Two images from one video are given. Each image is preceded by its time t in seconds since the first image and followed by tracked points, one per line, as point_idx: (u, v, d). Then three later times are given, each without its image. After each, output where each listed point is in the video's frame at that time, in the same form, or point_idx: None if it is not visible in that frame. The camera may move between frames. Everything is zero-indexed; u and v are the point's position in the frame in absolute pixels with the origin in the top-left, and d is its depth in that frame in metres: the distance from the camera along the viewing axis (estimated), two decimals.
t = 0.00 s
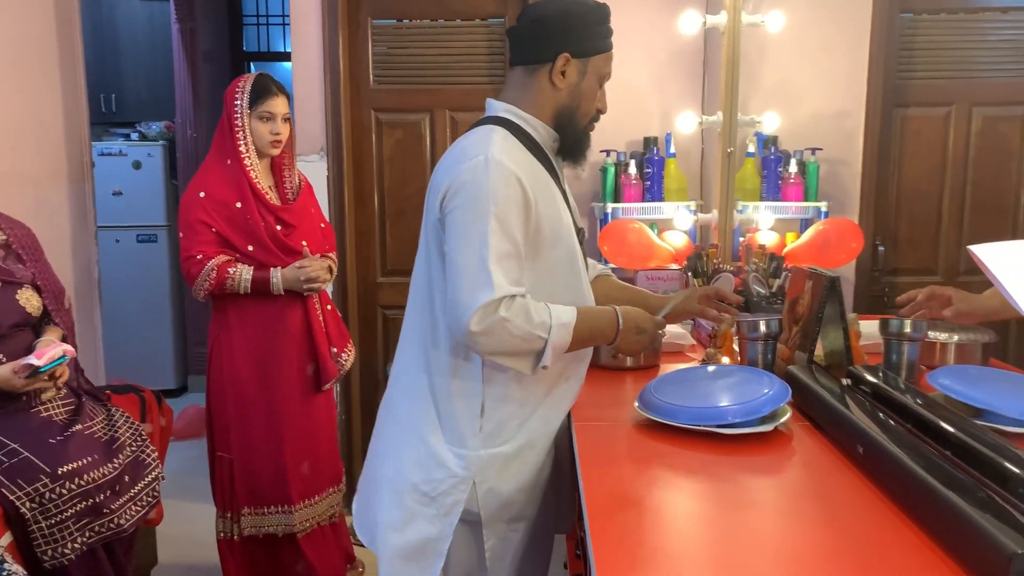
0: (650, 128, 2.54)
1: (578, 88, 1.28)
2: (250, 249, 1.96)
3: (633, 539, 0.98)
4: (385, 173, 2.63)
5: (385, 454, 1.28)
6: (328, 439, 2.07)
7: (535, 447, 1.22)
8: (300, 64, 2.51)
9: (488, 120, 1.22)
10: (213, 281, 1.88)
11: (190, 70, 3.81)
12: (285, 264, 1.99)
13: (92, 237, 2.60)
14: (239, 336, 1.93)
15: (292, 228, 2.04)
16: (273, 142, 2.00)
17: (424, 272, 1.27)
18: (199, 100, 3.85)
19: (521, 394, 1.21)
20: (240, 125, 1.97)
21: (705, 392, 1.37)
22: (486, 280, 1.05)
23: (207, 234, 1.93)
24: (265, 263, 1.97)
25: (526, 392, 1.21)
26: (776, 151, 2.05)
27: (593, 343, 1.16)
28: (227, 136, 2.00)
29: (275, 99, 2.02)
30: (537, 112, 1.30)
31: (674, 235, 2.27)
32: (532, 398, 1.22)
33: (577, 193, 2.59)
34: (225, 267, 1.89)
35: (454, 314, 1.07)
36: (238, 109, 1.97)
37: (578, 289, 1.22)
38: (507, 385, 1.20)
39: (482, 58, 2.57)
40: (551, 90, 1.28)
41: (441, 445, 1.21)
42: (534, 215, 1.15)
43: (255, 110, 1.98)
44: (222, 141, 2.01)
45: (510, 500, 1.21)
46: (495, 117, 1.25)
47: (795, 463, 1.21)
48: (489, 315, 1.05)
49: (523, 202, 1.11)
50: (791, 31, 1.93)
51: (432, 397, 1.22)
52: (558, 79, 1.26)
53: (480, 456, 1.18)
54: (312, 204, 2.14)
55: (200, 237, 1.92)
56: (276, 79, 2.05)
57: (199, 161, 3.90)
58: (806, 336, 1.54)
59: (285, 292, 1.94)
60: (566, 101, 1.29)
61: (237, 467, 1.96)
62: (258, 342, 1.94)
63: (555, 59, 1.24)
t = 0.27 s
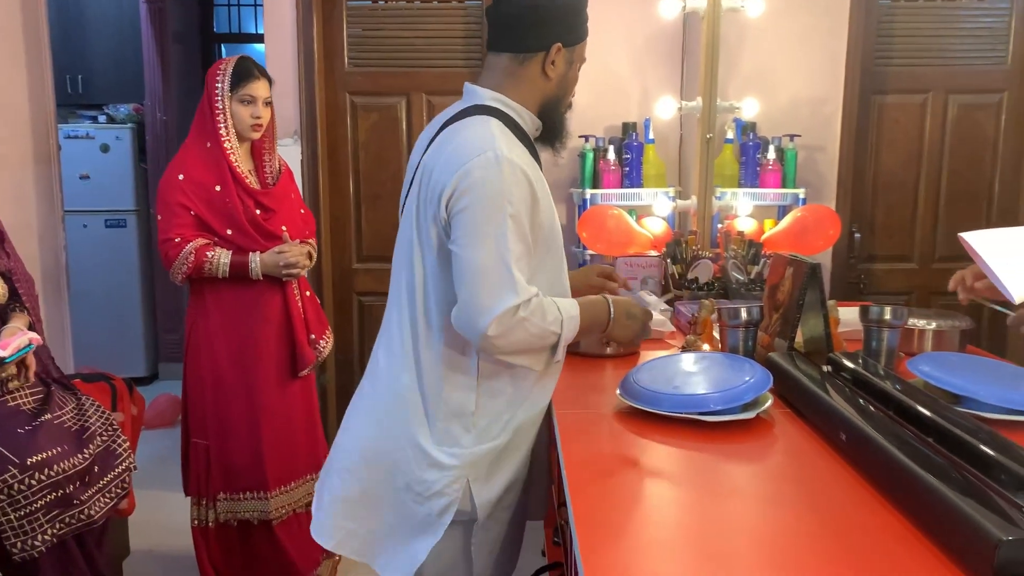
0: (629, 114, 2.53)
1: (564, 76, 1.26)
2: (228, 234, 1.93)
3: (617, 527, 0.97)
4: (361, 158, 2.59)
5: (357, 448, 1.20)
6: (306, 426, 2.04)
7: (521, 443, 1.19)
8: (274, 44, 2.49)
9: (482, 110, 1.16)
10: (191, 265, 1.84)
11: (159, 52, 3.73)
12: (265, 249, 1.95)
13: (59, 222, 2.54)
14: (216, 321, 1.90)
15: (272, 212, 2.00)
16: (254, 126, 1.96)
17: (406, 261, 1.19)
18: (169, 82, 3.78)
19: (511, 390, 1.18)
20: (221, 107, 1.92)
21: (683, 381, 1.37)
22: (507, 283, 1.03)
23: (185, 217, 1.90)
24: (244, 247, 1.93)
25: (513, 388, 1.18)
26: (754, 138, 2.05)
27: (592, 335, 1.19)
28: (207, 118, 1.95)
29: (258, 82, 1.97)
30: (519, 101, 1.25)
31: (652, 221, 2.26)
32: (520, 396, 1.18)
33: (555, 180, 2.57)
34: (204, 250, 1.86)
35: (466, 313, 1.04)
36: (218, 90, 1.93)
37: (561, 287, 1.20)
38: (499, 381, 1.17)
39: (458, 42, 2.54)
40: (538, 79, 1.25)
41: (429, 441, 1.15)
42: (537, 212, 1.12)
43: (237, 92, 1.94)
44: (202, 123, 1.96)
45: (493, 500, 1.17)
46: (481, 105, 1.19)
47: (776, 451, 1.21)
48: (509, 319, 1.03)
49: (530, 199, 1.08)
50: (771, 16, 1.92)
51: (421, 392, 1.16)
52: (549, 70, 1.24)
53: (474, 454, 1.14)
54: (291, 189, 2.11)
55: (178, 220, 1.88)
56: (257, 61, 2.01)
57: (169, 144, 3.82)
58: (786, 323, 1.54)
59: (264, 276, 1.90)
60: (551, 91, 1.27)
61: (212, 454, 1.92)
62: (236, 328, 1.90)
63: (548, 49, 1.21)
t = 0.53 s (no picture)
0: (617, 102, 2.52)
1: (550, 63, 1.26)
2: (217, 221, 1.90)
3: (615, 518, 0.97)
4: (346, 145, 2.56)
5: (361, 451, 1.18)
6: (294, 416, 2.02)
7: (516, 434, 1.24)
8: (259, 28, 2.46)
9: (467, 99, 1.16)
10: (179, 251, 1.82)
11: (139, 35, 3.67)
12: (254, 236, 1.92)
13: (38, 208, 2.49)
14: (204, 308, 1.87)
15: (262, 199, 1.97)
16: (245, 112, 1.93)
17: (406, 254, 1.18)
18: (149, 66, 3.72)
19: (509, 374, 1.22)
20: (212, 93, 1.89)
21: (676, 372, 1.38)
22: (529, 276, 1.07)
23: (174, 203, 1.87)
24: (233, 235, 1.90)
25: (507, 379, 1.21)
26: (743, 127, 2.05)
27: (595, 312, 1.30)
28: (198, 103, 1.91)
29: (250, 67, 1.94)
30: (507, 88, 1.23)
31: (641, 210, 2.25)
32: (514, 386, 1.23)
33: (542, 168, 2.56)
34: (192, 237, 1.83)
35: (490, 310, 1.06)
36: (210, 75, 1.89)
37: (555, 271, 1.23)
38: (499, 371, 1.20)
39: (445, 30, 2.52)
40: (527, 66, 1.23)
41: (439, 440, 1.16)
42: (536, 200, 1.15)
43: (228, 78, 1.90)
44: (192, 108, 1.92)
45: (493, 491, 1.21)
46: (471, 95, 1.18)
47: (772, 443, 1.21)
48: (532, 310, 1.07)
49: (535, 190, 1.11)
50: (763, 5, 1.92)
51: (428, 391, 1.16)
52: (538, 57, 1.23)
53: (481, 447, 1.18)
54: (281, 176, 2.08)
55: (166, 206, 1.85)
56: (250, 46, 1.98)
57: (149, 130, 3.77)
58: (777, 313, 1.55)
59: (252, 264, 1.88)
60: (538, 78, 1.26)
61: (199, 442, 1.90)
62: (225, 316, 1.87)
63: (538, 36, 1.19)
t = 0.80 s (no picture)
0: (615, 98, 2.53)
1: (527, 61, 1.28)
2: (217, 216, 1.89)
3: (618, 515, 0.97)
4: (343, 139, 2.55)
5: (363, 439, 1.23)
6: (292, 410, 2.01)
7: (514, 415, 1.28)
8: (255, 22, 2.44)
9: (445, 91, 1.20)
10: (178, 245, 1.81)
11: (134, 28, 3.65)
12: (253, 231, 1.91)
13: (31, 202, 2.47)
14: (201, 301, 1.86)
15: (261, 193, 1.96)
16: (245, 107, 1.92)
17: (401, 248, 1.21)
18: (143, 60, 3.70)
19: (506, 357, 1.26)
20: (214, 88, 1.88)
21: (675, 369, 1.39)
22: (526, 252, 1.13)
23: (173, 197, 1.86)
24: (232, 229, 1.89)
25: (504, 360, 1.25)
26: (740, 124, 2.05)
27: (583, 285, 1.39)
28: (199, 97, 1.90)
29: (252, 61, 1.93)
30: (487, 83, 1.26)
31: (637, 206, 2.25)
32: (511, 365, 1.27)
33: (539, 163, 2.56)
34: (190, 230, 1.82)
35: (495, 288, 1.12)
36: (211, 68, 1.88)
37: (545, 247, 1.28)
38: (497, 353, 1.25)
39: (442, 26, 2.50)
40: (504, 62, 1.26)
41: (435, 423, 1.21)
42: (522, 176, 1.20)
43: (230, 73, 1.89)
44: (193, 102, 1.91)
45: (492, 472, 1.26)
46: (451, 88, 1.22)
47: (774, 442, 1.21)
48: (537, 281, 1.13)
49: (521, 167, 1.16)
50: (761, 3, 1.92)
51: (425, 376, 1.21)
52: (515, 53, 1.25)
53: (478, 428, 1.23)
54: (280, 171, 2.07)
55: (165, 199, 1.84)
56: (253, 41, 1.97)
57: (143, 124, 3.75)
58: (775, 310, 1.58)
59: (251, 259, 1.88)
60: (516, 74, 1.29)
61: (196, 435, 1.89)
62: (223, 310, 1.87)
63: (515, 33, 1.22)
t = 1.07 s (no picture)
0: (615, 101, 2.53)
1: (494, 67, 1.45)
2: (214, 219, 1.89)
3: (615, 516, 0.97)
4: (344, 141, 2.56)
5: (374, 428, 1.30)
6: (289, 411, 2.01)
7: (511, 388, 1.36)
8: (257, 23, 2.44)
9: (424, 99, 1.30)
10: (176, 246, 1.80)
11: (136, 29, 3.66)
12: (251, 232, 1.91)
13: (32, 202, 2.48)
14: (200, 302, 1.86)
15: (258, 194, 1.97)
16: (243, 108, 1.92)
17: (403, 245, 1.29)
18: (145, 61, 3.71)
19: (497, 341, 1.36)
20: (211, 89, 1.87)
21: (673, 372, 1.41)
22: (524, 232, 1.26)
23: (171, 198, 1.86)
24: (230, 230, 1.89)
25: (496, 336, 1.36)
26: (740, 127, 2.05)
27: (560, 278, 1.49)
28: (197, 99, 1.90)
29: (250, 61, 1.93)
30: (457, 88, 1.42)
31: (638, 209, 2.29)
32: (502, 339, 1.37)
33: (539, 165, 2.56)
34: (189, 231, 1.82)
35: (501, 263, 1.25)
36: (209, 69, 1.88)
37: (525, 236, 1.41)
38: (489, 336, 1.34)
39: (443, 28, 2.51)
40: (470, 71, 1.43)
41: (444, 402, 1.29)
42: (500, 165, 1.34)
43: (228, 74, 1.89)
44: (190, 103, 1.91)
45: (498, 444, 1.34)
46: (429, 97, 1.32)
47: (772, 446, 1.21)
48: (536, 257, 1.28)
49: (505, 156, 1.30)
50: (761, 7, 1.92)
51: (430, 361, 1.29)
52: (479, 61, 1.42)
53: (482, 404, 1.31)
54: (278, 172, 2.07)
55: (164, 200, 1.84)
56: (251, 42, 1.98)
57: (145, 125, 3.75)
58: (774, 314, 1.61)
59: (249, 260, 1.88)
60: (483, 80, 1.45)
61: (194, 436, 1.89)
62: (221, 310, 1.87)
63: (479, 42, 1.39)
